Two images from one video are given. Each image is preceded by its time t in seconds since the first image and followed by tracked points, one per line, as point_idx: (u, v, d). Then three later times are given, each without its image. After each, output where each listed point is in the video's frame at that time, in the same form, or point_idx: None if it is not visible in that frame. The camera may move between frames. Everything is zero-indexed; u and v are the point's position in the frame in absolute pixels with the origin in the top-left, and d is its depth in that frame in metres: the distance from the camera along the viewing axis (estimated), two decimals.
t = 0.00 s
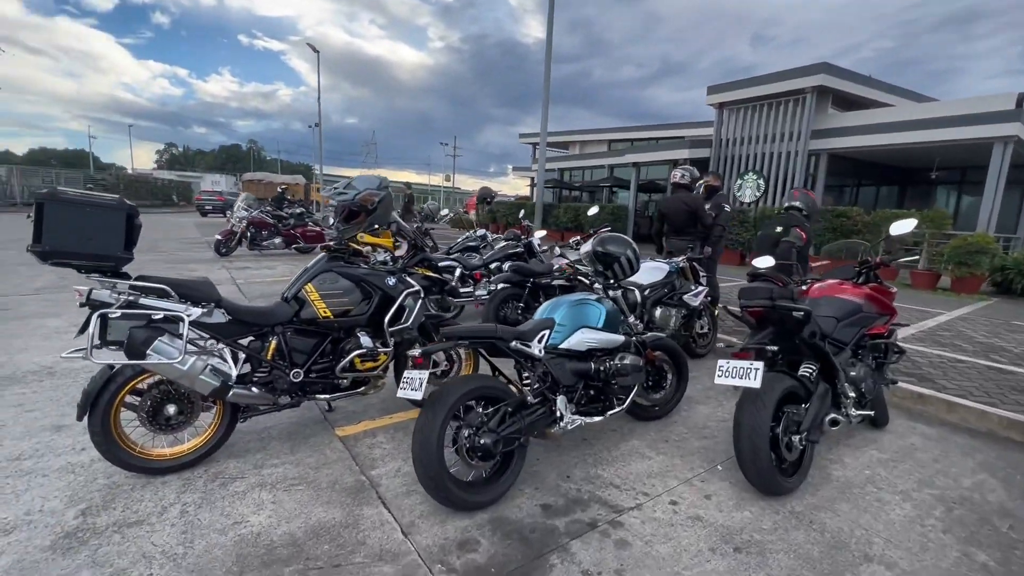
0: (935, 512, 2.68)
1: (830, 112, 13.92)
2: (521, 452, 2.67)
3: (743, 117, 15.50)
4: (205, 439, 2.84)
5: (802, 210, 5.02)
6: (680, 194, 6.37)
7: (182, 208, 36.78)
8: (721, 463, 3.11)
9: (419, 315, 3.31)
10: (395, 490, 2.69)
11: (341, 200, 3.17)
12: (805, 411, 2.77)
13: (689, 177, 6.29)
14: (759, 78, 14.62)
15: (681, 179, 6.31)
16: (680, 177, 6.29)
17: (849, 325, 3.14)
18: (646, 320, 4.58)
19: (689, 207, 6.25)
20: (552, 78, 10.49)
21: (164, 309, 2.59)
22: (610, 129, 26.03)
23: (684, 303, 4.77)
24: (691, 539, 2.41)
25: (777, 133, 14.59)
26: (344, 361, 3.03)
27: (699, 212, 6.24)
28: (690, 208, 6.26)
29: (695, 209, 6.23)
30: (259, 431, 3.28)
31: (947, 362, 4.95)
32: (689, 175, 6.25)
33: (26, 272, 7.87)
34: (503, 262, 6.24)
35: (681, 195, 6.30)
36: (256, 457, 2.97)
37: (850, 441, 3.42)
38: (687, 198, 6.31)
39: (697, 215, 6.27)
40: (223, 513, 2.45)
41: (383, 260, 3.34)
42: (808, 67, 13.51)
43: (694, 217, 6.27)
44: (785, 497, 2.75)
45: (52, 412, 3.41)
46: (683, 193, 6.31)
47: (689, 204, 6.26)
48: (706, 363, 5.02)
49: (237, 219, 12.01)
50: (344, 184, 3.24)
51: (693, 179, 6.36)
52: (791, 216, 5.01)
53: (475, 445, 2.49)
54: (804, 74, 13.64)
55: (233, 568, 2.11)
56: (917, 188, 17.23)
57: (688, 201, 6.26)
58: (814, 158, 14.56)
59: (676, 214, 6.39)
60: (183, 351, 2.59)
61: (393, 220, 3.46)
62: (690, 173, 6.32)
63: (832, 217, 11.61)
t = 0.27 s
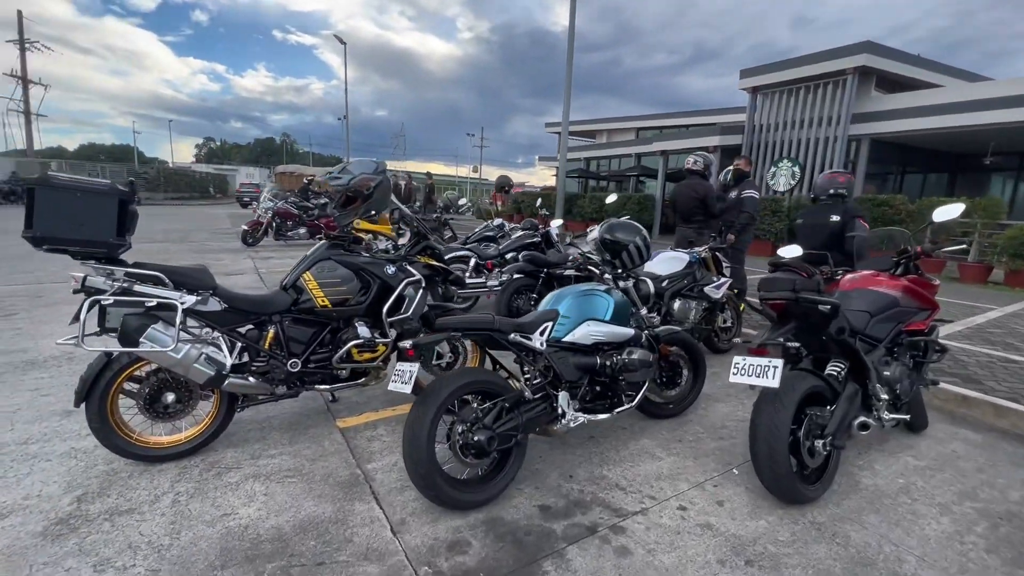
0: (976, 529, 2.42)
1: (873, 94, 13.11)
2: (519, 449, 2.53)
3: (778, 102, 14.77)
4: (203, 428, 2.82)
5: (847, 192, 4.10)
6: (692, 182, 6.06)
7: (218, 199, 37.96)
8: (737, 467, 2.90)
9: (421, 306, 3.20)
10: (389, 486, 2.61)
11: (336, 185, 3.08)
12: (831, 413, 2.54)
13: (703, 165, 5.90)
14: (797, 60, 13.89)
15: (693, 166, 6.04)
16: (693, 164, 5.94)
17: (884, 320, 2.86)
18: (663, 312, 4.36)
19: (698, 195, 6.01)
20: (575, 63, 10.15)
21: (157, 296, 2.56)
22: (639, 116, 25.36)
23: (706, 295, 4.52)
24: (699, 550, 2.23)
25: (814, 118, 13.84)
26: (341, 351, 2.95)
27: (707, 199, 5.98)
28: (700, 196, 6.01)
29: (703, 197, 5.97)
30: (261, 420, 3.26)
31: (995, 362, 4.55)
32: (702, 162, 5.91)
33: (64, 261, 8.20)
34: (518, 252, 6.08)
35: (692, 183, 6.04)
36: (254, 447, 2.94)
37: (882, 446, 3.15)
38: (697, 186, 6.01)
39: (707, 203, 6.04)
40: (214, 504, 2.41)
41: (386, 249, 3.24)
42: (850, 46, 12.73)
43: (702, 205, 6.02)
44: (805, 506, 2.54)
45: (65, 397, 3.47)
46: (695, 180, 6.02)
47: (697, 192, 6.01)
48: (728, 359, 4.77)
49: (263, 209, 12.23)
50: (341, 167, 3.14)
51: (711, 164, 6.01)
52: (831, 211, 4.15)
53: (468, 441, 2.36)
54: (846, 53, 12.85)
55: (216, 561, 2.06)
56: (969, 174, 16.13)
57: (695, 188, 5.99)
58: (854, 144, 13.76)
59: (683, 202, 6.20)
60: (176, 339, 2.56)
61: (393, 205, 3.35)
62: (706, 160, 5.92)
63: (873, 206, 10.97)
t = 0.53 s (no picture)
0: None
1: (919, 75, 12.29)
2: (520, 448, 2.38)
3: (813, 85, 14.02)
4: (201, 419, 2.77)
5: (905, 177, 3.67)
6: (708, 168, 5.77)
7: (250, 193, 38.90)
8: (758, 473, 2.68)
9: (423, 297, 3.07)
10: (385, 483, 2.50)
11: (330, 169, 2.96)
12: (865, 417, 2.30)
13: (719, 150, 5.61)
14: (835, 39, 13.14)
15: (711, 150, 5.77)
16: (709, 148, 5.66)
17: (927, 315, 2.59)
18: (683, 305, 4.13)
19: (707, 179, 5.75)
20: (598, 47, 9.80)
21: (151, 284, 2.51)
22: (667, 104, 24.63)
23: (730, 287, 4.26)
24: (712, 563, 2.05)
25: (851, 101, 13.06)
26: (338, 342, 2.86)
27: (717, 185, 5.70)
28: (708, 180, 5.76)
29: (712, 181, 5.71)
30: (264, 412, 3.21)
31: None
32: (718, 146, 5.63)
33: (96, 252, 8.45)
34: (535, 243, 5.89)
35: (707, 167, 5.78)
36: (254, 439, 2.88)
37: (923, 453, 2.87)
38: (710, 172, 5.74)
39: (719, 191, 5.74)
40: (206, 497, 2.35)
41: (387, 237, 3.13)
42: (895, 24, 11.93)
43: (711, 190, 5.75)
44: (833, 518, 2.32)
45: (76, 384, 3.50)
46: (711, 165, 5.74)
47: (708, 176, 5.75)
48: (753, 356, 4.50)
49: (287, 200, 12.37)
50: (336, 152, 2.99)
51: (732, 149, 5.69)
52: (895, 196, 3.61)
53: (464, 439, 2.22)
54: (890, 31, 12.04)
55: (200, 558, 1.99)
56: None
57: (707, 172, 5.73)
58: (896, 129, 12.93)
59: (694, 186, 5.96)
60: (170, 328, 2.50)
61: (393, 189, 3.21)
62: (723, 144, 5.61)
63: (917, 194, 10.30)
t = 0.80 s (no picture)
0: None
1: (965, 54, 11.49)
2: (520, 455, 2.21)
3: (848, 68, 13.24)
4: (194, 418, 2.68)
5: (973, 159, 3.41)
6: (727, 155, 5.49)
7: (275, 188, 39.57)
8: (784, 485, 2.45)
9: (424, 292, 2.91)
10: (379, 489, 2.36)
11: (322, 157, 2.81)
12: (908, 428, 2.04)
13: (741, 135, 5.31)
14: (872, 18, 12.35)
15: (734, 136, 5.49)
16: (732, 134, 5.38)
17: (980, 313, 2.30)
18: (704, 300, 3.88)
19: (725, 166, 5.49)
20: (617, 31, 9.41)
21: (139, 278, 2.42)
22: (692, 91, 23.85)
23: (755, 281, 3.98)
24: None
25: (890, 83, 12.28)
26: (333, 339, 2.73)
27: (735, 172, 5.43)
28: (725, 167, 5.49)
29: (730, 168, 5.44)
30: (262, 409, 3.12)
31: None
32: (739, 131, 5.35)
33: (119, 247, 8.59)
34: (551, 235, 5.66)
35: (728, 154, 5.51)
36: (249, 439, 2.78)
37: (973, 466, 2.59)
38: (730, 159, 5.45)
39: (738, 178, 5.44)
40: (192, 500, 2.25)
41: (387, 228, 2.98)
42: None
43: (728, 178, 5.48)
44: (869, 540, 2.07)
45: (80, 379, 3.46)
46: (733, 152, 5.46)
47: (726, 163, 5.48)
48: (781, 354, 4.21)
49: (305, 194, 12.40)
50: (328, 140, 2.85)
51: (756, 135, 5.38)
52: (968, 179, 3.35)
53: (458, 446, 2.06)
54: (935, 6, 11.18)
55: (178, 568, 1.88)
56: None
57: (726, 158, 5.47)
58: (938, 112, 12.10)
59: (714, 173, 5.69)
60: (158, 323, 2.40)
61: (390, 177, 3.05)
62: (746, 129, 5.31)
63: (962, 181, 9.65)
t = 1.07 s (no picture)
0: None
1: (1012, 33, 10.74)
2: (518, 474, 2.04)
3: (881, 51, 12.46)
4: (185, 425, 2.60)
5: None
6: (753, 146, 5.18)
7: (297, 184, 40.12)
8: (810, 507, 2.23)
9: (421, 294, 2.77)
10: (369, 505, 2.23)
11: (310, 153, 2.70)
12: (954, 451, 1.80)
13: (769, 124, 4.99)
14: None
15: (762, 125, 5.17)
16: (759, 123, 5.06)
17: None
18: (724, 301, 3.64)
19: (750, 157, 5.18)
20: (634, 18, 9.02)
21: (123, 282, 2.33)
22: (716, 80, 23.12)
23: (780, 280, 3.72)
24: None
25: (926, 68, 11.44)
26: (325, 344, 2.60)
27: (762, 163, 5.10)
28: (750, 159, 5.18)
29: (756, 159, 5.13)
30: (259, 414, 3.03)
31: None
32: (767, 119, 5.03)
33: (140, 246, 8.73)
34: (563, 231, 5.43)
35: (755, 143, 5.19)
36: (241, 447, 2.69)
37: None
38: (756, 150, 5.14)
39: (765, 170, 5.12)
40: (175, 514, 2.16)
41: (384, 226, 2.83)
42: None
43: (754, 170, 5.17)
44: None
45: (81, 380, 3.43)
46: (759, 141, 5.13)
47: (753, 153, 5.16)
48: (807, 358, 3.94)
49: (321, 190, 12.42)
50: (316, 133, 2.72)
51: (786, 123, 5.05)
52: None
53: (449, 464, 1.90)
54: None
55: None
56: None
57: (752, 148, 5.15)
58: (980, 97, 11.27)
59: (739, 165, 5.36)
60: (142, 329, 2.31)
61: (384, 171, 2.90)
62: (774, 118, 5.00)
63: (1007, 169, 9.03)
